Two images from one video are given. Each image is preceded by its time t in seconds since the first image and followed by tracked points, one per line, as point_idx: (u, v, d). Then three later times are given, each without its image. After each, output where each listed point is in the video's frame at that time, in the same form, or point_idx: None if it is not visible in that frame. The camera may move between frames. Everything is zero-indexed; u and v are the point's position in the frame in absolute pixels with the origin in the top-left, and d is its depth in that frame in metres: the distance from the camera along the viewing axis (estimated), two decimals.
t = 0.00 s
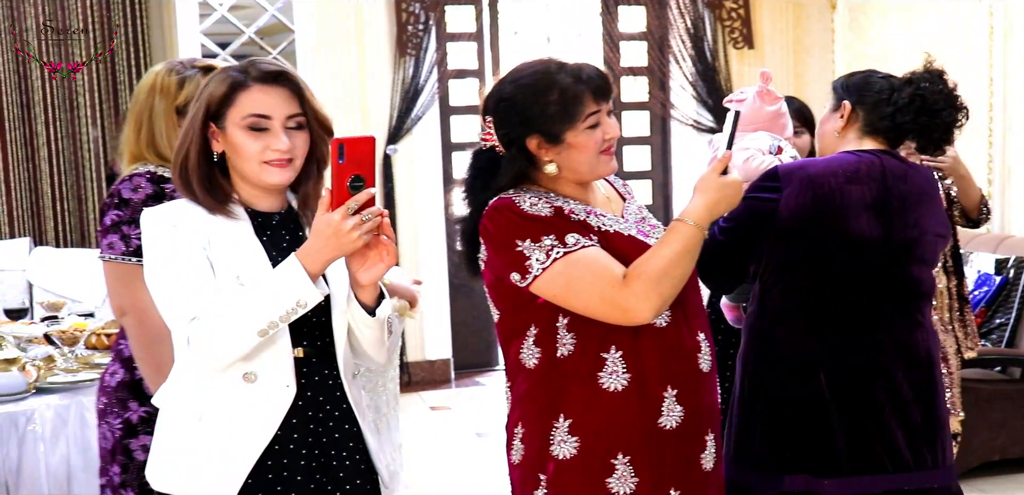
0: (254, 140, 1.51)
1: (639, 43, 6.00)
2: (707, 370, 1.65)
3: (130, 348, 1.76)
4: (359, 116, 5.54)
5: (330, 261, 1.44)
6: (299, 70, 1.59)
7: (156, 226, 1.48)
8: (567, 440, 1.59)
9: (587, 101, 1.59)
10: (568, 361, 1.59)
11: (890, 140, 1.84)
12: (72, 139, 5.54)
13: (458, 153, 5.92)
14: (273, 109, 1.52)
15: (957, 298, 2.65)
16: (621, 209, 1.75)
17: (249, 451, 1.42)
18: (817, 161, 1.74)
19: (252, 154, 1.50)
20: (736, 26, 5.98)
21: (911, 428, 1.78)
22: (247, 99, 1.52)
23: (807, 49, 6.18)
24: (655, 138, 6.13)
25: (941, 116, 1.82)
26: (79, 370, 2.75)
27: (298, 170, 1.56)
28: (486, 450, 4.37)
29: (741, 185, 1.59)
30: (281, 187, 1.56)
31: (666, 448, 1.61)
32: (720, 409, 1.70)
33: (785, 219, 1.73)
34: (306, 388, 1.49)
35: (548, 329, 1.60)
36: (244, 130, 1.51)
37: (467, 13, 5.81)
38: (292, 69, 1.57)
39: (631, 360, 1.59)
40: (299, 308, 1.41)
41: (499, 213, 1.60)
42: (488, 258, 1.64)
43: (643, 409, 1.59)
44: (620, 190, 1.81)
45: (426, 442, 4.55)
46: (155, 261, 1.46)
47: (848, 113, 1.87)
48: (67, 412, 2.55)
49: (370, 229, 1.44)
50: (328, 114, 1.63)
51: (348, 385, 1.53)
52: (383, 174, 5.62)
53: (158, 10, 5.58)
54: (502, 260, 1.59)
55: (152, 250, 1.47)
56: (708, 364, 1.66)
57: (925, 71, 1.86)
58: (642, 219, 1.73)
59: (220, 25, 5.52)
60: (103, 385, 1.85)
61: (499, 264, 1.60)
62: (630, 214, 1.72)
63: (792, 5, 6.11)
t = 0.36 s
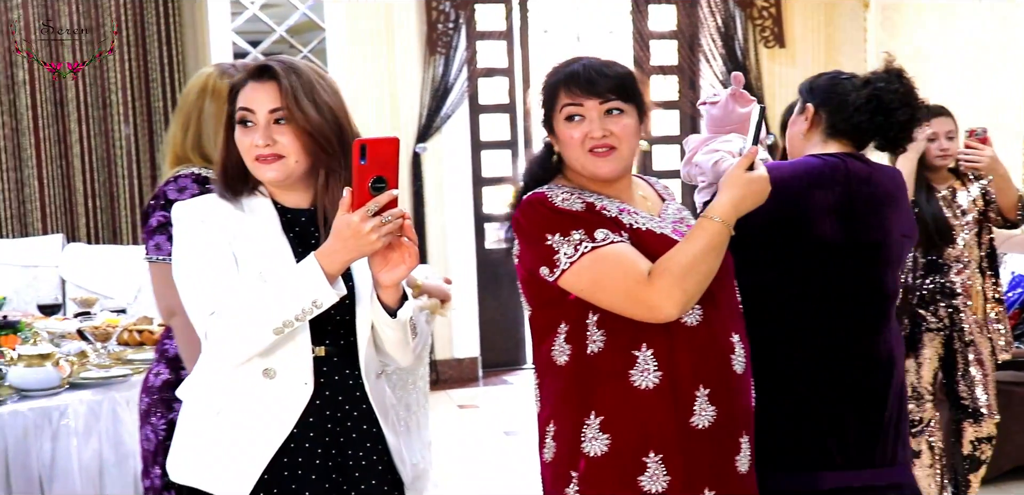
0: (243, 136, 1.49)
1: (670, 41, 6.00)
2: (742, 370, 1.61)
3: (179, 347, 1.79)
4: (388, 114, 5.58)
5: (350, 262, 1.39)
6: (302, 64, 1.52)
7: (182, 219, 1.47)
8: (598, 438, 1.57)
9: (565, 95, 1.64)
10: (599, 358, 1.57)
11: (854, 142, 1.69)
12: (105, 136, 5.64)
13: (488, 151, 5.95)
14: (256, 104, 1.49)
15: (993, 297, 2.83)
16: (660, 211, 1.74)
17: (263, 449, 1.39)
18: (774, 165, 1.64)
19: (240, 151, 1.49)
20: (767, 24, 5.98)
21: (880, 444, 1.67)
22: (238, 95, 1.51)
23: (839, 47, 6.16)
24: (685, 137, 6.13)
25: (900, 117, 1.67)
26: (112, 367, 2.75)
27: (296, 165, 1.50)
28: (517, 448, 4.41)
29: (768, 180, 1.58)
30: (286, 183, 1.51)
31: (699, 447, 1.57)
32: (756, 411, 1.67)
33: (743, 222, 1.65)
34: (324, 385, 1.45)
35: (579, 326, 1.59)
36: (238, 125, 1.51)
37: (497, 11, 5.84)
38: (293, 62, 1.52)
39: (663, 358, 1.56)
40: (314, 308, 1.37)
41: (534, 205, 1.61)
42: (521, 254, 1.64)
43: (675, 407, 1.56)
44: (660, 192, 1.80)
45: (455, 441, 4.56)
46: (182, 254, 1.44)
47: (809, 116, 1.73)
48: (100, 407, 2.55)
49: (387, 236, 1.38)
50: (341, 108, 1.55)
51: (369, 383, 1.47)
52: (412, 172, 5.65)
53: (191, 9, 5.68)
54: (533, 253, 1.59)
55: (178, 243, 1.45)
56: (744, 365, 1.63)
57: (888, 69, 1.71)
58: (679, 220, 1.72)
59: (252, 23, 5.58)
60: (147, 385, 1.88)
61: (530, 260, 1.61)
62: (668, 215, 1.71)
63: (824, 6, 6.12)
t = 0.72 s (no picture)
0: (336, 125, 1.54)
1: (722, 39, 5.97)
2: (790, 369, 1.65)
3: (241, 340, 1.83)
4: (439, 112, 5.64)
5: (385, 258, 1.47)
6: (367, 61, 1.66)
7: (220, 224, 1.53)
8: (643, 430, 1.61)
9: (607, 96, 1.67)
10: (647, 352, 1.61)
11: (861, 140, 1.89)
12: (160, 134, 5.77)
13: (539, 150, 5.98)
14: (349, 93, 1.57)
15: None
16: (721, 208, 1.72)
17: (307, 445, 1.45)
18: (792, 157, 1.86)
19: (335, 138, 1.53)
20: (822, 22, 5.91)
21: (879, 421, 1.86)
22: (322, 86, 1.56)
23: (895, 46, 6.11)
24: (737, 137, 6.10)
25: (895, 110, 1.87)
26: (168, 359, 2.84)
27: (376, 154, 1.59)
28: (567, 447, 4.45)
29: (814, 177, 1.59)
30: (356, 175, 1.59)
31: (742, 442, 1.61)
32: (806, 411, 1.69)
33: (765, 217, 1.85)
34: (371, 384, 1.54)
35: (628, 320, 1.62)
36: (323, 115, 1.54)
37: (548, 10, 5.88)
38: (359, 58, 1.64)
39: (709, 354, 1.60)
40: (351, 307, 1.44)
41: (586, 201, 1.63)
42: (575, 245, 1.67)
43: (720, 402, 1.60)
44: (725, 190, 1.78)
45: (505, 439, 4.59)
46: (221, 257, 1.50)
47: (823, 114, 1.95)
48: (157, 401, 2.56)
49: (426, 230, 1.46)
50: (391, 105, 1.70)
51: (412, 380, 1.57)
52: (463, 170, 5.69)
53: (246, 7, 5.80)
54: (582, 246, 1.63)
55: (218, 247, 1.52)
56: (793, 364, 1.65)
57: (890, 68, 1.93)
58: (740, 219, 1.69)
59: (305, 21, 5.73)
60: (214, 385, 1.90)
61: (581, 252, 1.64)
62: (727, 213, 1.69)
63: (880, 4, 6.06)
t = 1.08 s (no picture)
0: (379, 128, 1.56)
1: (774, 37, 5.90)
2: (835, 367, 1.61)
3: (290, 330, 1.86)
4: (489, 109, 5.67)
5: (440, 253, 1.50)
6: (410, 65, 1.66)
7: (267, 225, 1.55)
8: (684, 425, 1.59)
9: (651, 93, 1.65)
10: (688, 349, 1.60)
11: (911, 140, 1.95)
12: (212, 130, 5.89)
13: (587, 147, 5.95)
14: (396, 99, 1.58)
15: None
16: (769, 204, 1.69)
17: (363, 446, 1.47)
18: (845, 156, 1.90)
19: (379, 143, 1.55)
20: (876, 19, 5.80)
21: (932, 414, 1.92)
22: (369, 89, 1.57)
23: (952, 43, 6.01)
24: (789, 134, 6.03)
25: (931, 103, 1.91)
26: (219, 353, 2.89)
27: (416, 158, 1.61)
28: (612, 444, 4.46)
29: (864, 177, 1.57)
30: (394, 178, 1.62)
31: (784, 440, 1.59)
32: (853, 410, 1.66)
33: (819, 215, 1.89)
34: (424, 377, 1.56)
35: (670, 316, 1.61)
36: (368, 119, 1.56)
37: (598, 6, 5.84)
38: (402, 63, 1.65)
39: (750, 350, 1.58)
40: (406, 303, 1.45)
41: (629, 197, 1.63)
42: (620, 241, 1.66)
43: (762, 399, 1.58)
44: (775, 187, 1.74)
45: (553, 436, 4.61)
46: (270, 260, 1.53)
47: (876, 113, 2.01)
48: (208, 395, 2.57)
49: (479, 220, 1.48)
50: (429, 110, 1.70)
51: (466, 372, 1.57)
52: (512, 167, 5.71)
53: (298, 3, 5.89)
54: (625, 242, 1.62)
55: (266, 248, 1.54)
56: (838, 362, 1.62)
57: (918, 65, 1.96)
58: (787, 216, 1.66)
59: (356, 18, 5.77)
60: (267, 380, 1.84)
61: (624, 248, 1.63)
62: (774, 210, 1.66)
63: None
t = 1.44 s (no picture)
0: (431, 129, 1.58)
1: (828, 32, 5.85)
2: (882, 364, 1.60)
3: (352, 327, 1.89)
4: (539, 105, 5.66)
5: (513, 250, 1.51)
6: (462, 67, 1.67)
7: (330, 223, 1.55)
8: (730, 423, 1.58)
9: (694, 89, 1.65)
10: (734, 346, 1.59)
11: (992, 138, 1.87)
12: (266, 126, 5.99)
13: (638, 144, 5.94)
14: (448, 101, 1.59)
15: None
16: (814, 199, 1.67)
17: (436, 439, 1.50)
18: (911, 150, 1.84)
19: (428, 144, 1.57)
20: (933, 13, 5.71)
21: (991, 412, 1.88)
22: (422, 90, 1.58)
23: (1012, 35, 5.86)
24: (842, 130, 5.97)
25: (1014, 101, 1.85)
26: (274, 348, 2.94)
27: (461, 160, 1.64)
28: (661, 441, 4.45)
29: (910, 171, 1.54)
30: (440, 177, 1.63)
31: (830, 437, 1.58)
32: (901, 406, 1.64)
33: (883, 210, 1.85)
34: (485, 373, 1.57)
35: (716, 313, 1.60)
36: (419, 120, 1.57)
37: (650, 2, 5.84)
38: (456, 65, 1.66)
39: (796, 346, 1.56)
40: (488, 297, 1.45)
41: (672, 193, 1.63)
42: (665, 239, 1.65)
43: (807, 395, 1.56)
44: (821, 182, 1.73)
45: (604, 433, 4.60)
46: (333, 257, 1.53)
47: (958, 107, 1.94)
48: (262, 390, 2.59)
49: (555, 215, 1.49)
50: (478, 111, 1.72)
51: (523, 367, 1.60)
52: (563, 163, 5.70)
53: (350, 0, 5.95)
54: (670, 239, 1.62)
55: (328, 246, 1.54)
56: (885, 360, 1.61)
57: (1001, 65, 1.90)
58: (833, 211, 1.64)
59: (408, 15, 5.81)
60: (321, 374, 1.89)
61: (669, 245, 1.63)
62: (820, 205, 1.64)
63: None
